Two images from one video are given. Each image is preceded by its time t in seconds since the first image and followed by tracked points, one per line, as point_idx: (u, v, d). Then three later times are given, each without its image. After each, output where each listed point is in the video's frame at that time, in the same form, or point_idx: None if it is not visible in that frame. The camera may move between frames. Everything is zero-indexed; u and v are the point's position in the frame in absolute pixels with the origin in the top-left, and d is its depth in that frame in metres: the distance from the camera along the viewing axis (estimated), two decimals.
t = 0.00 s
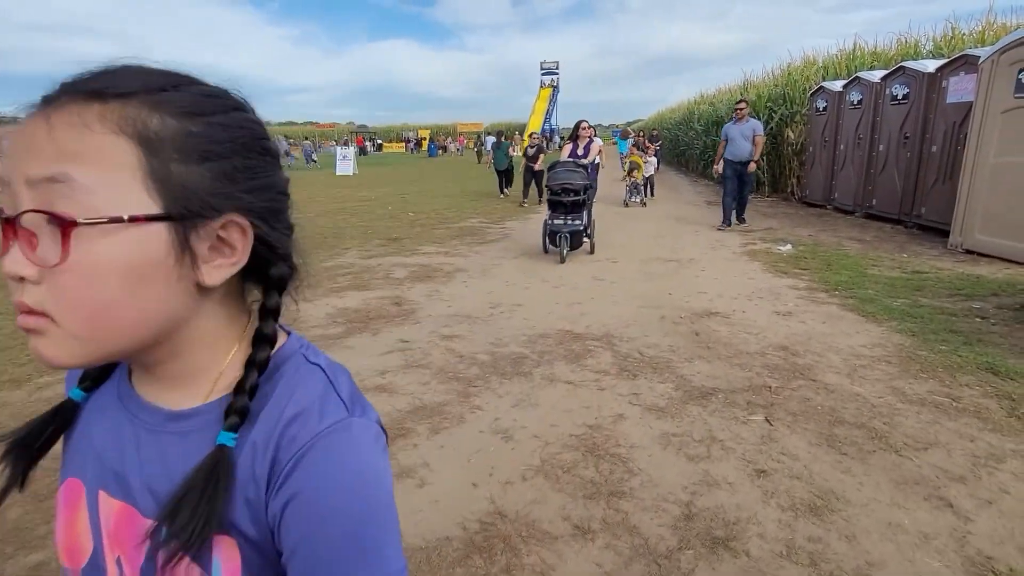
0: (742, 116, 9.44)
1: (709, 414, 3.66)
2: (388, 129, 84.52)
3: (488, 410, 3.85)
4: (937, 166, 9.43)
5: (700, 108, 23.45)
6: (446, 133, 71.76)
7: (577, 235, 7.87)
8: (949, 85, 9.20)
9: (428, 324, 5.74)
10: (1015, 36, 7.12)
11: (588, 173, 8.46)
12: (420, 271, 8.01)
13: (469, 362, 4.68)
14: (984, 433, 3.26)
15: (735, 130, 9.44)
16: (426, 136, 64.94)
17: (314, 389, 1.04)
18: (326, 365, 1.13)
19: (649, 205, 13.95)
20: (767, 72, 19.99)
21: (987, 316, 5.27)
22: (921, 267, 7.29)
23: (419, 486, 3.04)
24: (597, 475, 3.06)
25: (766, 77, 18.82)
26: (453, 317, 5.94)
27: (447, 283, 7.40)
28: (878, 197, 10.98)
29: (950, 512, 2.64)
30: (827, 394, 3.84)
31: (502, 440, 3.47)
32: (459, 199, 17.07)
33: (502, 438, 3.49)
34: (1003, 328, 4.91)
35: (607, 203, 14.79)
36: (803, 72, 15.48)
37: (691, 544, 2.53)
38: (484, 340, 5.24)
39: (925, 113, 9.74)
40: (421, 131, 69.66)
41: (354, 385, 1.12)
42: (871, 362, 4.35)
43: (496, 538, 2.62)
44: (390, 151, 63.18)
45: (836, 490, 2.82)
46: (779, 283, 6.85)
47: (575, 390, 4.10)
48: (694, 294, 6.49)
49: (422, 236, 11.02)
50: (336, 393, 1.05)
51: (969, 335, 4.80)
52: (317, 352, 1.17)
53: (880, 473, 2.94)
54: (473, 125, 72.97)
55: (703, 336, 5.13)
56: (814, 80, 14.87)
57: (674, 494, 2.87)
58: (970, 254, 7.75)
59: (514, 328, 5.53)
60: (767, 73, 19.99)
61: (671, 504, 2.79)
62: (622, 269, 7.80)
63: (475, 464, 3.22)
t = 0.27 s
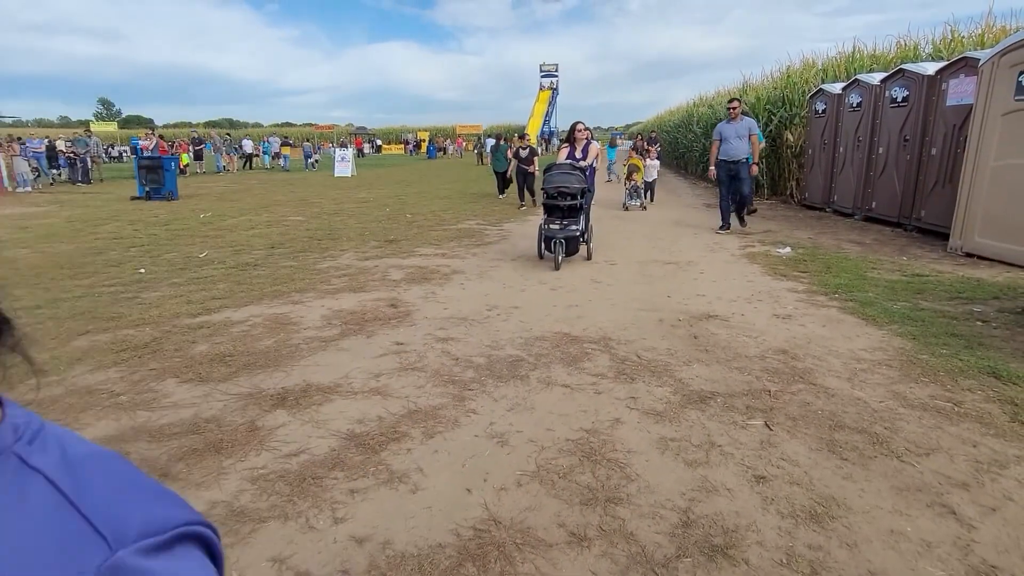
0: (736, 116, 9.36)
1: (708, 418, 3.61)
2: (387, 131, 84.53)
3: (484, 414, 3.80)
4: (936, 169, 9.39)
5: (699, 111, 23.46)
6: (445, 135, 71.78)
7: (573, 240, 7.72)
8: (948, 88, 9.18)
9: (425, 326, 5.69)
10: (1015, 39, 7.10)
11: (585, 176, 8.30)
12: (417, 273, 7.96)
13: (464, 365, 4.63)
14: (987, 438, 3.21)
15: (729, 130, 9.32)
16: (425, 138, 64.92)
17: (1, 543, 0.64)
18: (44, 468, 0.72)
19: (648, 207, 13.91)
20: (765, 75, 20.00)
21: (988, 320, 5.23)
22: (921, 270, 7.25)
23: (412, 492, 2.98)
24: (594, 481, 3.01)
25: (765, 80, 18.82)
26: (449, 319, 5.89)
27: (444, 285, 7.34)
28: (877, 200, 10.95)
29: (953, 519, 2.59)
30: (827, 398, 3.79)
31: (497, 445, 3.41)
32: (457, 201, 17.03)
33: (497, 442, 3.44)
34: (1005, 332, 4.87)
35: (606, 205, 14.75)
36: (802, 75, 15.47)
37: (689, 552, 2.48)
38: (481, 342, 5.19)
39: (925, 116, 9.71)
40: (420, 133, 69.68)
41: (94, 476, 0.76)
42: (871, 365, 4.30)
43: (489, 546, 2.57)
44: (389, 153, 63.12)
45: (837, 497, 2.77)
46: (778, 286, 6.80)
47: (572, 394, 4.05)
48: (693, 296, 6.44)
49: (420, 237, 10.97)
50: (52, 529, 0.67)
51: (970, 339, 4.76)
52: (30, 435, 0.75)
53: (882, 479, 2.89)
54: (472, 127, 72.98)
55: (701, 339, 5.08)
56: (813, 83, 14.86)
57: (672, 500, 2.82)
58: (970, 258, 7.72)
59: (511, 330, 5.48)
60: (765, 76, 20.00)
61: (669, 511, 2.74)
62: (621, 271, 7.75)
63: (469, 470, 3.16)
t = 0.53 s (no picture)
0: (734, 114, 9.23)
1: (709, 417, 3.57)
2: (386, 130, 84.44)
3: (482, 413, 3.75)
4: (937, 168, 9.36)
5: (699, 110, 23.42)
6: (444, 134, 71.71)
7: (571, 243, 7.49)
8: (949, 87, 9.15)
9: (423, 324, 5.65)
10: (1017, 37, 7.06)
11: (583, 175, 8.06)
12: (416, 272, 7.92)
13: (463, 363, 4.59)
14: (991, 437, 3.17)
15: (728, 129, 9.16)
16: (424, 137, 64.81)
17: None
18: None
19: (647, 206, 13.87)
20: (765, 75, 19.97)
21: (990, 319, 5.19)
22: (922, 269, 7.22)
23: (410, 491, 2.94)
24: (594, 480, 2.97)
25: (765, 79, 18.79)
26: (448, 317, 5.84)
27: (443, 283, 7.30)
28: (878, 199, 10.91)
29: (958, 519, 2.55)
30: (829, 397, 3.75)
31: (496, 443, 3.37)
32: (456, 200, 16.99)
33: (496, 441, 3.40)
34: (1007, 331, 4.84)
35: (605, 204, 14.71)
36: (802, 74, 15.45)
37: (692, 553, 2.44)
38: (480, 340, 5.15)
39: (925, 114, 9.68)
40: (419, 132, 69.63)
41: None
42: (874, 364, 4.26)
43: (488, 546, 2.53)
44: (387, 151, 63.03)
45: (841, 497, 2.73)
46: (779, 284, 6.76)
47: (571, 392, 4.00)
48: (693, 295, 6.41)
49: (418, 236, 10.93)
50: None
51: (973, 337, 4.73)
52: None
53: (886, 478, 2.85)
54: (471, 126, 72.93)
55: (702, 337, 5.04)
56: (813, 82, 14.83)
57: (673, 500, 2.78)
58: (972, 257, 7.68)
59: (510, 328, 5.44)
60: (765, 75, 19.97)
61: (671, 510, 2.70)
62: (620, 270, 7.71)
63: (468, 469, 3.12)
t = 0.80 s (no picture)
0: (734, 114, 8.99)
1: (709, 420, 3.56)
2: (384, 132, 84.44)
3: (481, 416, 3.73)
4: (935, 169, 9.37)
5: (696, 111, 23.46)
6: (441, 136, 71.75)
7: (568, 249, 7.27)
8: (946, 88, 9.16)
9: (421, 326, 5.63)
10: (1014, 38, 7.06)
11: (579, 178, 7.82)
12: (414, 274, 7.90)
13: (461, 366, 4.57)
14: (992, 440, 3.16)
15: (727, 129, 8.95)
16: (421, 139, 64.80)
17: None
18: None
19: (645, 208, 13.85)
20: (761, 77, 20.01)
21: (989, 320, 5.18)
22: (920, 270, 7.22)
23: (408, 496, 2.92)
24: (593, 484, 2.95)
25: (761, 81, 18.82)
26: (446, 320, 5.82)
27: (441, 285, 7.28)
28: (875, 200, 10.92)
29: (960, 523, 2.53)
30: (829, 400, 3.74)
31: (495, 447, 3.35)
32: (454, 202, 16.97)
33: (495, 444, 3.38)
34: (1006, 332, 4.84)
35: (603, 206, 14.71)
36: (799, 76, 15.47)
37: (692, 558, 2.42)
38: (478, 343, 5.13)
39: (923, 116, 9.69)
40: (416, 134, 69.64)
41: None
42: (873, 366, 4.25)
43: (487, 552, 2.51)
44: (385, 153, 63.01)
45: (842, 500, 2.71)
46: (777, 286, 6.76)
47: (570, 395, 3.98)
48: (691, 297, 6.39)
49: (416, 238, 10.91)
50: None
51: (972, 339, 4.72)
52: None
53: (886, 482, 2.83)
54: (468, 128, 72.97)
55: (701, 339, 5.03)
56: (810, 84, 14.86)
57: (673, 504, 2.76)
58: (970, 258, 7.69)
59: (509, 331, 5.42)
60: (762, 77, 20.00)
61: (671, 515, 2.68)
62: (618, 272, 7.70)
63: (466, 473, 3.10)
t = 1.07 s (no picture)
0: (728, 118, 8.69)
1: (702, 425, 3.57)
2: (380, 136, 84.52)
3: (475, 422, 3.74)
4: (928, 174, 9.42)
5: (692, 115, 23.55)
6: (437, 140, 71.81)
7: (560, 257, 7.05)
8: (939, 94, 9.22)
9: (416, 331, 5.64)
10: (1006, 44, 7.11)
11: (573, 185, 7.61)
12: (409, 278, 7.90)
13: (456, 371, 4.57)
14: (983, 445, 3.18)
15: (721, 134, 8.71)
16: (418, 143, 64.87)
17: None
18: None
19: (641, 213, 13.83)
20: (756, 81, 20.11)
21: (981, 325, 5.21)
22: (913, 275, 7.25)
23: (402, 502, 2.92)
24: (587, 490, 2.96)
25: (756, 86, 18.91)
26: (441, 324, 5.82)
27: (436, 290, 7.28)
28: (869, 205, 10.97)
29: (951, 528, 2.55)
30: (822, 405, 3.75)
31: (489, 453, 3.35)
32: (450, 206, 16.98)
33: (489, 450, 3.38)
34: (998, 337, 4.86)
35: (599, 210, 14.73)
36: (794, 81, 15.55)
37: (685, 564, 2.42)
38: (473, 348, 5.13)
39: (916, 121, 9.75)
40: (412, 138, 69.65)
41: None
42: (866, 371, 4.27)
43: (480, 558, 2.51)
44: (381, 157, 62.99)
45: (834, 506, 2.72)
46: (772, 291, 6.78)
47: (564, 400, 3.99)
48: (686, 302, 6.41)
49: (412, 242, 10.91)
50: None
51: (964, 344, 4.74)
52: None
53: (879, 487, 2.85)
54: (464, 132, 73.03)
55: (695, 344, 5.04)
56: (804, 89, 14.93)
57: (666, 510, 2.76)
58: (962, 262, 7.73)
59: (504, 336, 5.43)
60: (756, 82, 20.11)
61: (664, 520, 2.69)
62: (614, 276, 7.72)
63: (460, 479, 3.09)
